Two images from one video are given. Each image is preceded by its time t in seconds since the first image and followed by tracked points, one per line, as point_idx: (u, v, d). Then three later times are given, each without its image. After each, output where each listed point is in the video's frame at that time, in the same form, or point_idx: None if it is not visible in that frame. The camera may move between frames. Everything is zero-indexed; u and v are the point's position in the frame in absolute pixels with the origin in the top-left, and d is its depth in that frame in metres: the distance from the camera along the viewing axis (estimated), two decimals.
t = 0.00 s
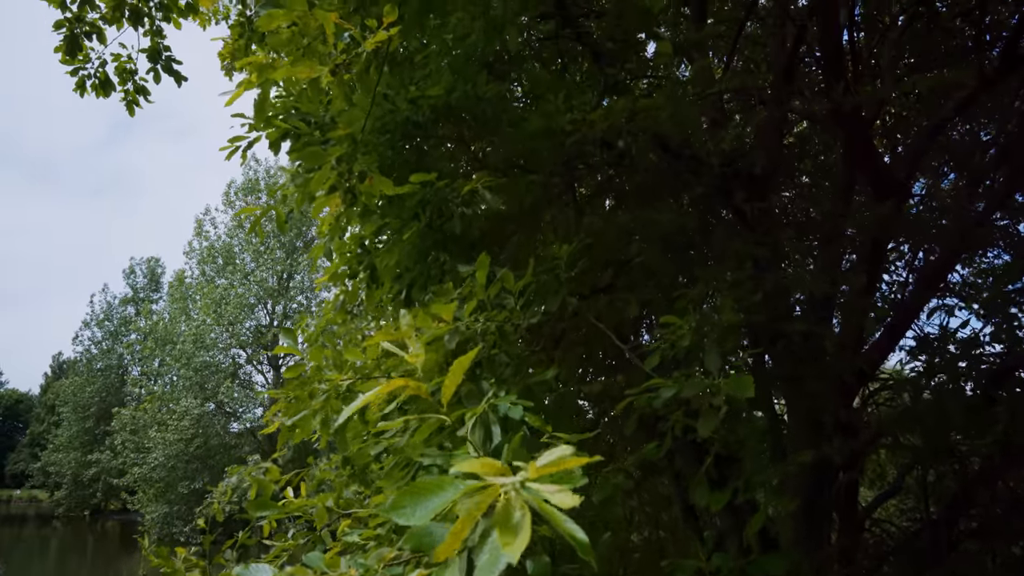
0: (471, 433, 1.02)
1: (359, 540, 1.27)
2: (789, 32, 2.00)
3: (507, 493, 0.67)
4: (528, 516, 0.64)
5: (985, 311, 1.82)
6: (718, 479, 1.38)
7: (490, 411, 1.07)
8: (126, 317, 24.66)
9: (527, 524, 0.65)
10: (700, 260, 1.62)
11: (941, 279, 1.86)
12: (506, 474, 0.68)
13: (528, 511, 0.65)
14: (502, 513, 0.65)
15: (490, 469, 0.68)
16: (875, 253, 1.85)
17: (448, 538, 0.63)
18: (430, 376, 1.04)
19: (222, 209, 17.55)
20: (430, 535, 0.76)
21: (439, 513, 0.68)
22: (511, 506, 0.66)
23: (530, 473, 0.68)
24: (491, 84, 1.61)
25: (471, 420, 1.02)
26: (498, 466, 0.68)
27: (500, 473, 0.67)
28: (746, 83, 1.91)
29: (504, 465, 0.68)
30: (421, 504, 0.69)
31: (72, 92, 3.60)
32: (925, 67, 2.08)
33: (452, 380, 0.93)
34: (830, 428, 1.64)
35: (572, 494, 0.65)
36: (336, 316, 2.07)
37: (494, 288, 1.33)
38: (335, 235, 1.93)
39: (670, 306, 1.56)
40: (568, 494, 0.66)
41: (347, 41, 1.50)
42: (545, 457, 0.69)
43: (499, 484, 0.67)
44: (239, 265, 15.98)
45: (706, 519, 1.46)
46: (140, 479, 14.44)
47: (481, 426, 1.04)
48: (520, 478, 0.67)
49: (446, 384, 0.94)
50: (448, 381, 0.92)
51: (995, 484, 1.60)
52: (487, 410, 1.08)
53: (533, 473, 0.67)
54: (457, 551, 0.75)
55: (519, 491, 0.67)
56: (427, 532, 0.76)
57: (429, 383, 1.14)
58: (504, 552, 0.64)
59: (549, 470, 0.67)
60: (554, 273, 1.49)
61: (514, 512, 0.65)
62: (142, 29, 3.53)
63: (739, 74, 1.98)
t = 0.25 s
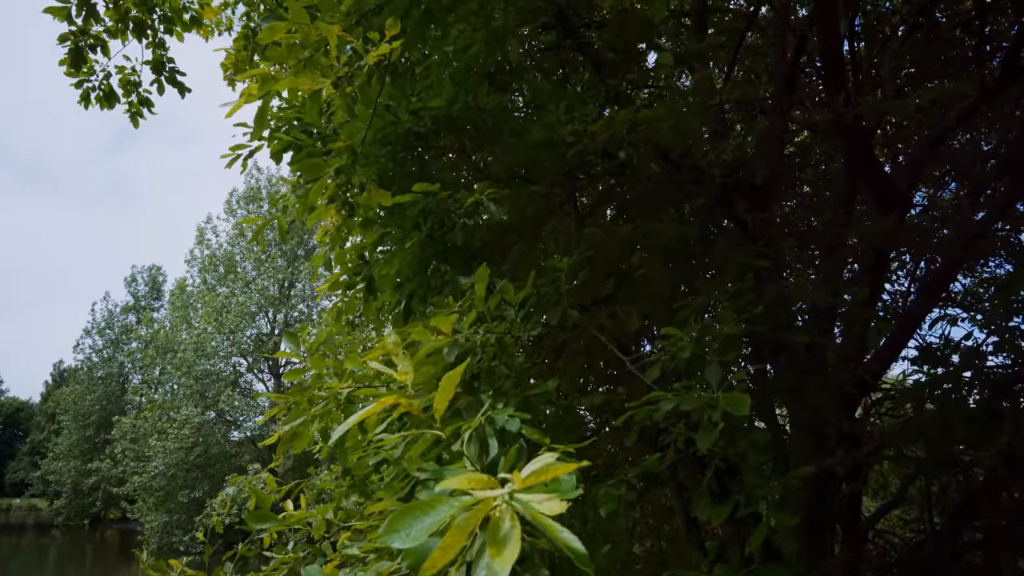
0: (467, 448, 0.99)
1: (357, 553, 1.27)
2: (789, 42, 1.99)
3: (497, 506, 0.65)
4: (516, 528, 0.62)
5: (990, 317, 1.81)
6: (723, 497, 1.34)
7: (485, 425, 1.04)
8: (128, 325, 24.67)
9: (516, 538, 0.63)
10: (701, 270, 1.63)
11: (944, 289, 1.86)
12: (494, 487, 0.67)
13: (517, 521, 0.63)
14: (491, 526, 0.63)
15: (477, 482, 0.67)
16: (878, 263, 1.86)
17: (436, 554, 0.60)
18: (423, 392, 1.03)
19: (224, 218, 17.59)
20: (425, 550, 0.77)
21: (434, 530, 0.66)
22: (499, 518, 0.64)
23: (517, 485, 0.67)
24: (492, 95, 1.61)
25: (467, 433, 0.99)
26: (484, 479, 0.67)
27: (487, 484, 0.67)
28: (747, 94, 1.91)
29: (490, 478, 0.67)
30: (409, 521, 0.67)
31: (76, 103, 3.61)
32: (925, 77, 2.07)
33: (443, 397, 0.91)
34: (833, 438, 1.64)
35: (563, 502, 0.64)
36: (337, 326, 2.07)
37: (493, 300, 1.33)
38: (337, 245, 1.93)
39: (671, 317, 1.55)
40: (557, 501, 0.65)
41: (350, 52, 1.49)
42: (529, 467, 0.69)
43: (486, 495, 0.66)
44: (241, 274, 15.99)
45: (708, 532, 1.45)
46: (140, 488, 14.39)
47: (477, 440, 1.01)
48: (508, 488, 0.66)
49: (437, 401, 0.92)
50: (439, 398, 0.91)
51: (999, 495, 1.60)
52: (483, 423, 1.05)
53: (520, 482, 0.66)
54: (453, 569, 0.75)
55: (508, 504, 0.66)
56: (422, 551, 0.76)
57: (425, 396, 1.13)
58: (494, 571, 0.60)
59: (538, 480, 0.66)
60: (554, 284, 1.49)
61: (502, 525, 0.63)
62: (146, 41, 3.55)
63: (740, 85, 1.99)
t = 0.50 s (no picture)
0: (463, 460, 0.98)
1: (355, 566, 1.26)
2: (789, 53, 2.03)
3: (473, 513, 0.64)
4: (487, 534, 0.62)
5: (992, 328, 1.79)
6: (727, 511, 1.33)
7: (481, 438, 1.04)
8: (129, 334, 24.67)
9: (488, 543, 0.62)
10: (703, 281, 1.63)
11: (946, 299, 1.86)
12: (468, 494, 0.67)
13: (490, 528, 0.63)
14: (462, 532, 0.63)
15: (449, 488, 0.67)
16: (879, 274, 1.85)
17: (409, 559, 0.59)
18: (418, 405, 1.03)
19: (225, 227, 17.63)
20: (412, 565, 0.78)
21: (417, 539, 0.63)
22: (472, 524, 0.63)
23: (489, 491, 0.66)
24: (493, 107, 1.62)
25: (462, 445, 0.98)
26: (459, 485, 0.67)
27: (459, 490, 0.67)
28: (748, 106, 1.92)
29: (465, 483, 0.67)
30: (388, 529, 0.64)
31: (79, 115, 3.62)
32: (925, 88, 2.07)
33: (437, 408, 0.91)
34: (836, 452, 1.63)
35: (531, 508, 0.65)
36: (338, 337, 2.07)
37: (493, 310, 1.33)
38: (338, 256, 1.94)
39: (673, 328, 1.55)
40: (528, 508, 0.66)
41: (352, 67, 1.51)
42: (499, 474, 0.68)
43: (462, 501, 0.66)
44: (242, 283, 16.01)
45: (710, 544, 1.44)
46: (140, 498, 14.34)
47: (473, 453, 1.00)
48: (479, 494, 0.66)
49: (431, 412, 0.91)
50: (433, 409, 0.90)
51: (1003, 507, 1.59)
52: (478, 436, 1.05)
53: (490, 489, 0.65)
54: None
55: (482, 511, 0.65)
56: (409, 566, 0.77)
57: (422, 408, 1.13)
58: None
59: (510, 485, 0.65)
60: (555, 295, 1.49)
61: (474, 531, 0.63)
62: (149, 54, 3.57)
63: (740, 96, 1.99)
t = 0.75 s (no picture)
0: (465, 473, 0.98)
1: None
2: (790, 62, 2.03)
3: (483, 533, 0.64)
4: (497, 554, 0.62)
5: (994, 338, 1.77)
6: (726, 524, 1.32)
7: (483, 450, 1.03)
8: (130, 340, 24.68)
9: (498, 565, 0.62)
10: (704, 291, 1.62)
11: (949, 308, 1.85)
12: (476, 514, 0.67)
13: (499, 549, 0.63)
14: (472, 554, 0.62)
15: (457, 510, 0.66)
16: (881, 283, 1.84)
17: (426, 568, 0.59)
18: (419, 419, 1.03)
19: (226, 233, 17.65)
20: None
21: (423, 558, 0.61)
22: (482, 545, 0.63)
23: (499, 512, 0.66)
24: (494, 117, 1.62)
25: (464, 459, 0.97)
26: (466, 506, 0.67)
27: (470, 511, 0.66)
28: (749, 115, 1.92)
29: (473, 504, 0.67)
30: (394, 548, 0.62)
31: (80, 122, 3.63)
32: (926, 96, 2.09)
33: (439, 422, 0.90)
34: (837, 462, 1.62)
35: (544, 528, 0.64)
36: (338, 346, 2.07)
37: (494, 322, 1.32)
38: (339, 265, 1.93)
39: (674, 339, 1.54)
40: (539, 528, 0.65)
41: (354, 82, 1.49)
42: (509, 495, 0.68)
43: (470, 521, 0.65)
44: (243, 289, 16.02)
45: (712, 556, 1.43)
46: (140, 505, 14.30)
47: (475, 466, 1.00)
48: (490, 515, 0.65)
49: (433, 426, 0.91)
50: (435, 423, 0.90)
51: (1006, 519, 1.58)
52: (479, 449, 1.04)
53: (502, 509, 0.65)
54: None
55: (491, 530, 0.65)
56: None
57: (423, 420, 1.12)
58: None
59: (521, 505, 0.65)
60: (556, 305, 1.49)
61: (484, 552, 0.63)
62: (151, 62, 3.58)
63: (742, 105, 1.99)
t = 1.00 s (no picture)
0: (469, 484, 0.95)
1: None
2: (791, 69, 2.04)
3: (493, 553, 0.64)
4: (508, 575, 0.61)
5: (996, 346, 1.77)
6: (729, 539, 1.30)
7: (486, 459, 1.02)
8: (130, 345, 24.68)
9: None
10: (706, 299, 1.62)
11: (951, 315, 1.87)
12: (488, 535, 0.66)
13: (510, 570, 0.62)
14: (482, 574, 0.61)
15: (468, 529, 0.66)
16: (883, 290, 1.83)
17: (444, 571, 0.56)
18: (423, 428, 1.02)
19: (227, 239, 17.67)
20: None
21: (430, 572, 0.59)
22: (492, 566, 0.62)
23: (511, 532, 0.66)
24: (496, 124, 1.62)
25: (468, 469, 0.96)
26: (478, 525, 0.66)
27: (481, 531, 0.66)
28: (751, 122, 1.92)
29: (486, 524, 0.67)
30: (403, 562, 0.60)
31: (81, 129, 3.63)
32: (926, 102, 2.06)
33: (444, 432, 0.90)
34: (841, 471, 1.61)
35: (556, 552, 0.63)
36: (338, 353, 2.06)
37: (496, 329, 1.32)
38: (340, 272, 1.93)
39: (676, 346, 1.54)
40: (552, 553, 0.64)
41: (348, 88, 1.54)
42: (522, 515, 0.67)
43: (481, 540, 0.65)
44: (244, 294, 16.03)
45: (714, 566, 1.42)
46: (140, 510, 14.26)
47: (478, 475, 0.98)
48: (501, 535, 0.65)
49: (439, 435, 0.90)
50: (439, 433, 0.89)
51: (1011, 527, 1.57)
52: (484, 458, 1.04)
53: (514, 529, 0.65)
54: None
55: (501, 551, 0.64)
56: None
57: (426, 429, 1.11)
58: None
59: (532, 526, 0.65)
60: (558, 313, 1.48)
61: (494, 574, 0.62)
62: (152, 69, 3.59)
63: (743, 113, 2.00)
